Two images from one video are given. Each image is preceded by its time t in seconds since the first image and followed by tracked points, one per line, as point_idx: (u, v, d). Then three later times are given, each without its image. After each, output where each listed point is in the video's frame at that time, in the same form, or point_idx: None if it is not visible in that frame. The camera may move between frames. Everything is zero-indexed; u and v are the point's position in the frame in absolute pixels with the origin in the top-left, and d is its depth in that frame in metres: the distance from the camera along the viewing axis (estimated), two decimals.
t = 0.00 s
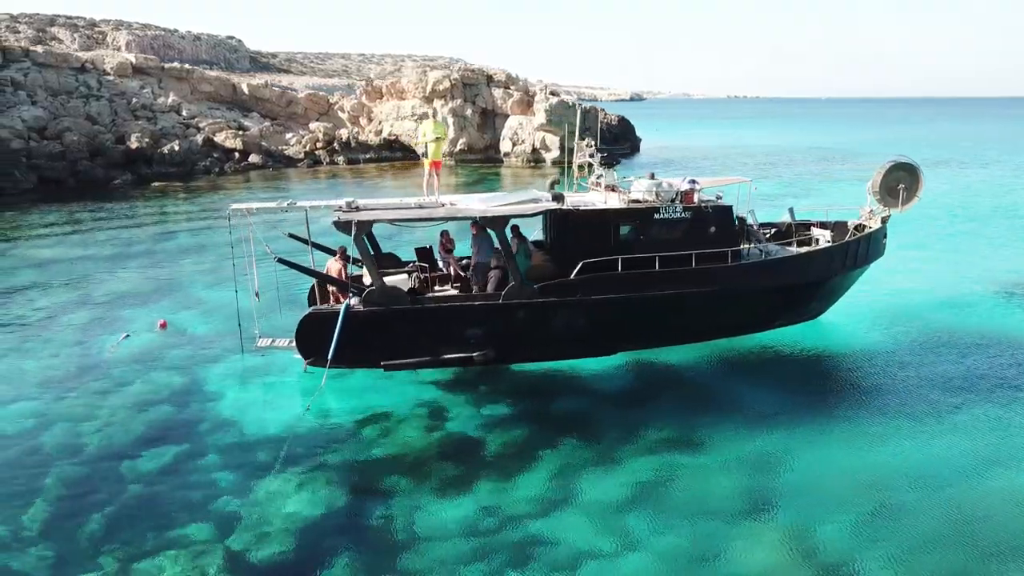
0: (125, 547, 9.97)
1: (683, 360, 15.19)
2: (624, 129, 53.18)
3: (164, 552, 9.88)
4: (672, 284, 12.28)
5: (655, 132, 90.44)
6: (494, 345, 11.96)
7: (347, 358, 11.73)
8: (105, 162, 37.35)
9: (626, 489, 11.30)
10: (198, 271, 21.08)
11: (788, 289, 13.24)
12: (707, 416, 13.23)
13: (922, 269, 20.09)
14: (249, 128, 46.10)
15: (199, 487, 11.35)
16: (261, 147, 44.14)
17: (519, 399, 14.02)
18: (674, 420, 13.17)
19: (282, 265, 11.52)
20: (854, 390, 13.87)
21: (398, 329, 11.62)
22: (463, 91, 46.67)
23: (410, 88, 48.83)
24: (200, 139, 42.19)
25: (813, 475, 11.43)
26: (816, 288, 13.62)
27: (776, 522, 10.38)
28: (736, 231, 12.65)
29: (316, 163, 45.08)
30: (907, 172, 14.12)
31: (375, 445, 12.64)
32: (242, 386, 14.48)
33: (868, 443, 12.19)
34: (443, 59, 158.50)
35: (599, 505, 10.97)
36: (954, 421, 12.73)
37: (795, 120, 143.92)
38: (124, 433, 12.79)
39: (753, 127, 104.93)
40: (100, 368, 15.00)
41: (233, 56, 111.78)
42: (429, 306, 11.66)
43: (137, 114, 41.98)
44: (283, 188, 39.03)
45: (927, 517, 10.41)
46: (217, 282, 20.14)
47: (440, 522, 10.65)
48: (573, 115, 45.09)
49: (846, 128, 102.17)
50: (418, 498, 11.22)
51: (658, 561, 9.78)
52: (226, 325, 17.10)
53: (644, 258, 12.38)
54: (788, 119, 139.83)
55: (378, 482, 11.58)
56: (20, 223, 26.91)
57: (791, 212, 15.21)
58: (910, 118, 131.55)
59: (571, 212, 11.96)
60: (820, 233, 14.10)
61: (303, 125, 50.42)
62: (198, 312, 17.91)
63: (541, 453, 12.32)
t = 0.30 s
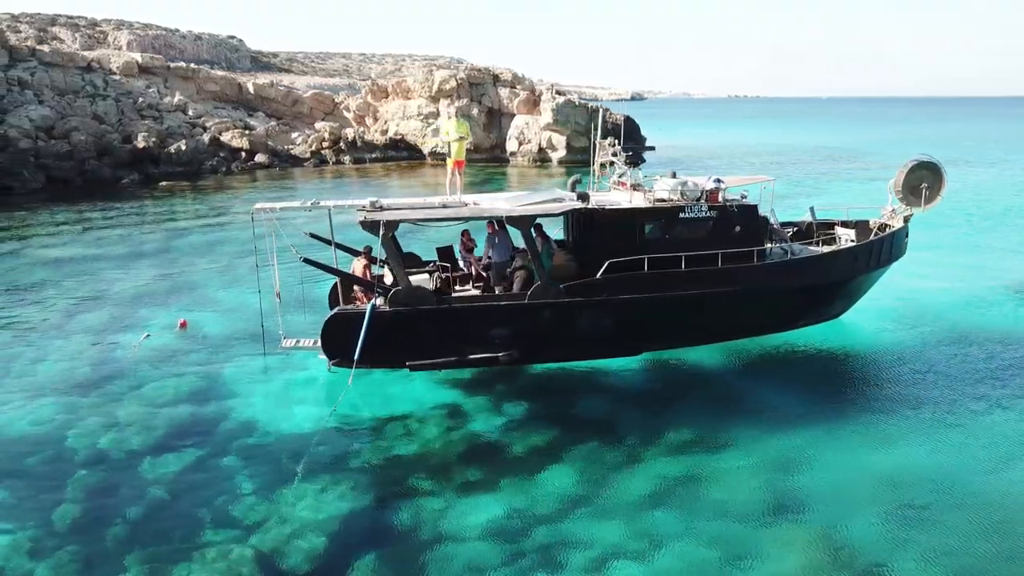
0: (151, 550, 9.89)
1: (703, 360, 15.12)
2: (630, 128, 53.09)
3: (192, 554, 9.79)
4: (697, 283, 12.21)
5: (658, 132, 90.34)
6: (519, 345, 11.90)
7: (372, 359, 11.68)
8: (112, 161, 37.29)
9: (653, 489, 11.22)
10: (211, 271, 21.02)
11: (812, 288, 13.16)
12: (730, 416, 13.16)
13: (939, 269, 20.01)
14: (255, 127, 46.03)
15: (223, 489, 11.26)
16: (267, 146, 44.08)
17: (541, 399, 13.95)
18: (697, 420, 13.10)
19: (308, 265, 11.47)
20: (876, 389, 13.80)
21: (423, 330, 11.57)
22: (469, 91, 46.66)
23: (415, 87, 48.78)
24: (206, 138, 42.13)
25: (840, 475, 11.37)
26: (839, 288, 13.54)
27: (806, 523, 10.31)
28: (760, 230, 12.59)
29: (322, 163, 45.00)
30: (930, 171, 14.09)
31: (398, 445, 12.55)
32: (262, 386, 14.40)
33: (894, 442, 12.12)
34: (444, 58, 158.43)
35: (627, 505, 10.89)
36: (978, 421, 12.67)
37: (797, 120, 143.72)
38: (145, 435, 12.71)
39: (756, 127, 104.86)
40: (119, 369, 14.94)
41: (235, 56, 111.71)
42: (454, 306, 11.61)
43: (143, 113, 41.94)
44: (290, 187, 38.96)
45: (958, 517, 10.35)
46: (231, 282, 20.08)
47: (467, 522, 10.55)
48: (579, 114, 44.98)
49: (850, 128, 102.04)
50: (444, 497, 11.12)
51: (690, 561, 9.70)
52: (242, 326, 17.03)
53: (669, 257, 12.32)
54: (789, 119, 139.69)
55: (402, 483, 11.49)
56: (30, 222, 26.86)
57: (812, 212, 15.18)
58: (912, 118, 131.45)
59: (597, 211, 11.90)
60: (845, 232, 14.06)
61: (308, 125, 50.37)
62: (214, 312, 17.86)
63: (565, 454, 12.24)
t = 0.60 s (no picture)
0: (180, 554, 9.80)
1: (724, 361, 15.03)
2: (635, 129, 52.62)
3: (221, 559, 9.70)
4: (724, 284, 12.13)
5: (661, 132, 90.19)
6: (546, 347, 11.84)
7: (399, 360, 11.60)
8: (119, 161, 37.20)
9: (682, 492, 11.13)
10: (226, 272, 20.94)
11: (838, 289, 13.07)
12: (755, 419, 13.07)
13: (956, 271, 19.92)
14: (261, 127, 45.94)
15: (250, 492, 11.17)
16: (273, 146, 43.98)
17: (563, 401, 13.86)
18: (721, 423, 13.01)
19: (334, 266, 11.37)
20: (900, 391, 13.72)
21: (450, 331, 11.50)
22: (475, 91, 46.66)
23: (422, 87, 48.75)
24: (212, 138, 42.03)
25: (870, 477, 11.27)
26: (864, 289, 13.45)
27: (839, 526, 10.22)
28: (787, 231, 12.52)
29: (329, 163, 44.89)
30: (953, 172, 14.00)
31: (422, 448, 12.46)
32: (281, 388, 14.32)
33: (922, 444, 12.02)
34: (445, 58, 158.35)
35: (656, 509, 10.78)
36: (1006, 422, 12.58)
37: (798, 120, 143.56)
38: (167, 437, 12.63)
39: (758, 127, 104.78)
40: (137, 372, 14.86)
41: (236, 55, 111.55)
42: (481, 308, 11.53)
43: (150, 113, 41.88)
44: (297, 187, 38.85)
45: (993, 519, 10.25)
46: (245, 282, 20.01)
47: (496, 526, 10.44)
48: (586, 114, 44.89)
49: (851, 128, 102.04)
50: (473, 500, 11.02)
51: (725, 564, 9.61)
52: (259, 327, 16.95)
53: (696, 258, 12.25)
54: (790, 119, 139.57)
55: (428, 485, 11.39)
56: (40, 223, 26.77)
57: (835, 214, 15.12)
58: (913, 120, 131.36)
59: (624, 212, 11.84)
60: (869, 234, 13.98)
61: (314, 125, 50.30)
62: (229, 312, 17.77)
63: (591, 456, 12.15)
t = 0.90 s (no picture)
0: (210, 561, 9.72)
1: (746, 364, 14.96)
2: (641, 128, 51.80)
3: (252, 566, 9.61)
4: (752, 286, 12.06)
5: (662, 133, 90.08)
6: (573, 349, 11.76)
7: (426, 363, 11.51)
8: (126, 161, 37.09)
9: (711, 498, 11.06)
10: (240, 273, 20.87)
11: (864, 292, 13.00)
12: (781, 422, 12.99)
13: (972, 274, 19.89)
14: (266, 127, 45.87)
15: (276, 498, 11.10)
16: (279, 146, 43.90)
17: (586, 404, 13.78)
18: (747, 426, 12.94)
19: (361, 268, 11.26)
20: (924, 393, 13.67)
21: (477, 333, 11.43)
22: (481, 91, 46.63)
23: (427, 87, 48.76)
24: (218, 138, 41.95)
25: (900, 481, 11.22)
26: (889, 291, 13.38)
27: (873, 531, 10.16)
28: (813, 233, 12.47)
29: (335, 163, 44.80)
30: (976, 172, 13.91)
31: (448, 452, 12.38)
32: (302, 391, 14.25)
33: (950, 448, 11.97)
34: (446, 58, 158.26)
35: (686, 514, 10.72)
36: None
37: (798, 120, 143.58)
38: (190, 441, 12.56)
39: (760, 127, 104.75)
40: (156, 376, 14.78)
41: (236, 55, 111.36)
42: (508, 310, 11.46)
43: (156, 113, 41.80)
44: (304, 188, 38.78)
45: None
46: (259, 284, 19.93)
47: (527, 531, 10.37)
48: (592, 114, 45.38)
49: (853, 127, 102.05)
50: (502, 505, 10.95)
51: (759, 569, 9.55)
52: (276, 329, 16.88)
53: (724, 260, 12.18)
54: (790, 120, 139.59)
55: (456, 490, 11.31)
56: (49, 223, 26.66)
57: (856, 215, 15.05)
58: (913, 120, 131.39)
59: (651, 214, 11.78)
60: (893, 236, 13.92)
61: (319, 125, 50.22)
62: (245, 315, 17.70)
63: (617, 460, 12.08)
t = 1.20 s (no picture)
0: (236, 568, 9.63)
1: (764, 366, 14.90)
2: (642, 128, 51.92)
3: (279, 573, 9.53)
4: (777, 288, 12.00)
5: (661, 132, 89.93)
6: (597, 352, 11.68)
7: (450, 366, 11.42)
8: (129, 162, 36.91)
9: (738, 502, 11.00)
10: (250, 275, 20.76)
11: (887, 293, 12.94)
12: (803, 424, 12.93)
13: (984, 275, 19.87)
14: (268, 127, 45.71)
15: (300, 504, 11.02)
16: (282, 147, 43.73)
17: (606, 408, 13.71)
18: (769, 428, 12.88)
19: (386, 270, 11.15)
20: (944, 395, 13.63)
21: (502, 336, 11.35)
22: (484, 91, 46.47)
23: (430, 87, 48.64)
24: (221, 139, 41.79)
25: (927, 484, 11.17)
26: (911, 292, 13.32)
27: (903, 535, 10.11)
28: (837, 234, 12.41)
29: (337, 163, 44.62)
30: (994, 172, 13.87)
31: (470, 457, 12.30)
32: (319, 396, 14.15)
33: (975, 451, 11.93)
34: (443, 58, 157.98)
35: (713, 518, 10.66)
36: None
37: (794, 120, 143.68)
38: (211, 446, 12.49)
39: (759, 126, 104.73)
40: (172, 380, 14.69)
41: (234, 54, 110.96)
42: (533, 312, 11.38)
43: (158, 113, 41.64)
44: (308, 188, 38.63)
45: None
46: (270, 286, 19.82)
47: (554, 537, 10.29)
48: (595, 114, 45.44)
49: (851, 127, 102.13)
50: (527, 510, 10.87)
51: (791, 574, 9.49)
52: (290, 333, 16.79)
53: (748, 262, 12.12)
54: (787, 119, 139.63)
55: (480, 496, 11.23)
56: (54, 225, 26.49)
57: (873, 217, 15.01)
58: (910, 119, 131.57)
59: (676, 215, 11.71)
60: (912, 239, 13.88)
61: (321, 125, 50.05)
62: (258, 318, 17.61)
63: (641, 464, 12.01)
